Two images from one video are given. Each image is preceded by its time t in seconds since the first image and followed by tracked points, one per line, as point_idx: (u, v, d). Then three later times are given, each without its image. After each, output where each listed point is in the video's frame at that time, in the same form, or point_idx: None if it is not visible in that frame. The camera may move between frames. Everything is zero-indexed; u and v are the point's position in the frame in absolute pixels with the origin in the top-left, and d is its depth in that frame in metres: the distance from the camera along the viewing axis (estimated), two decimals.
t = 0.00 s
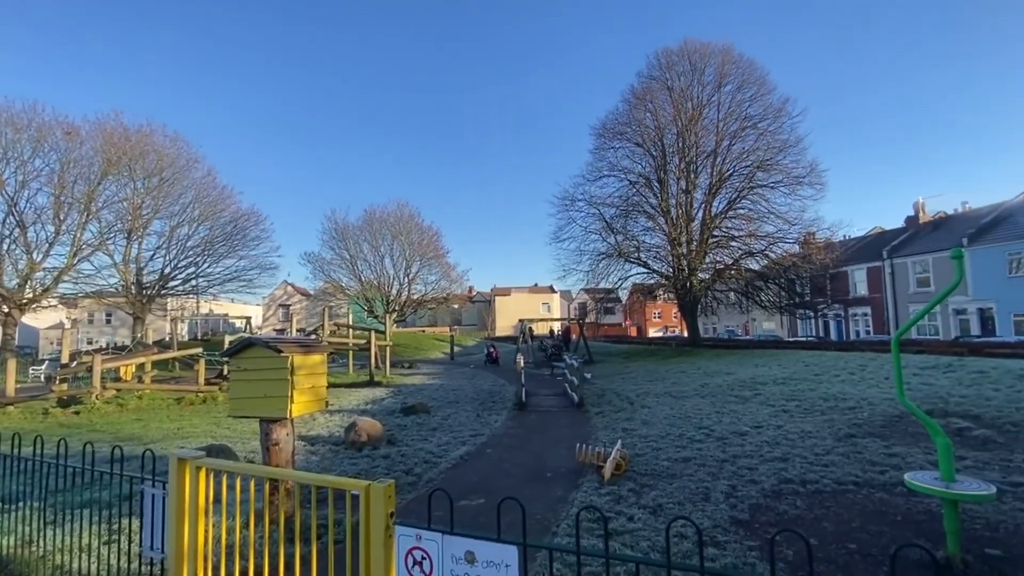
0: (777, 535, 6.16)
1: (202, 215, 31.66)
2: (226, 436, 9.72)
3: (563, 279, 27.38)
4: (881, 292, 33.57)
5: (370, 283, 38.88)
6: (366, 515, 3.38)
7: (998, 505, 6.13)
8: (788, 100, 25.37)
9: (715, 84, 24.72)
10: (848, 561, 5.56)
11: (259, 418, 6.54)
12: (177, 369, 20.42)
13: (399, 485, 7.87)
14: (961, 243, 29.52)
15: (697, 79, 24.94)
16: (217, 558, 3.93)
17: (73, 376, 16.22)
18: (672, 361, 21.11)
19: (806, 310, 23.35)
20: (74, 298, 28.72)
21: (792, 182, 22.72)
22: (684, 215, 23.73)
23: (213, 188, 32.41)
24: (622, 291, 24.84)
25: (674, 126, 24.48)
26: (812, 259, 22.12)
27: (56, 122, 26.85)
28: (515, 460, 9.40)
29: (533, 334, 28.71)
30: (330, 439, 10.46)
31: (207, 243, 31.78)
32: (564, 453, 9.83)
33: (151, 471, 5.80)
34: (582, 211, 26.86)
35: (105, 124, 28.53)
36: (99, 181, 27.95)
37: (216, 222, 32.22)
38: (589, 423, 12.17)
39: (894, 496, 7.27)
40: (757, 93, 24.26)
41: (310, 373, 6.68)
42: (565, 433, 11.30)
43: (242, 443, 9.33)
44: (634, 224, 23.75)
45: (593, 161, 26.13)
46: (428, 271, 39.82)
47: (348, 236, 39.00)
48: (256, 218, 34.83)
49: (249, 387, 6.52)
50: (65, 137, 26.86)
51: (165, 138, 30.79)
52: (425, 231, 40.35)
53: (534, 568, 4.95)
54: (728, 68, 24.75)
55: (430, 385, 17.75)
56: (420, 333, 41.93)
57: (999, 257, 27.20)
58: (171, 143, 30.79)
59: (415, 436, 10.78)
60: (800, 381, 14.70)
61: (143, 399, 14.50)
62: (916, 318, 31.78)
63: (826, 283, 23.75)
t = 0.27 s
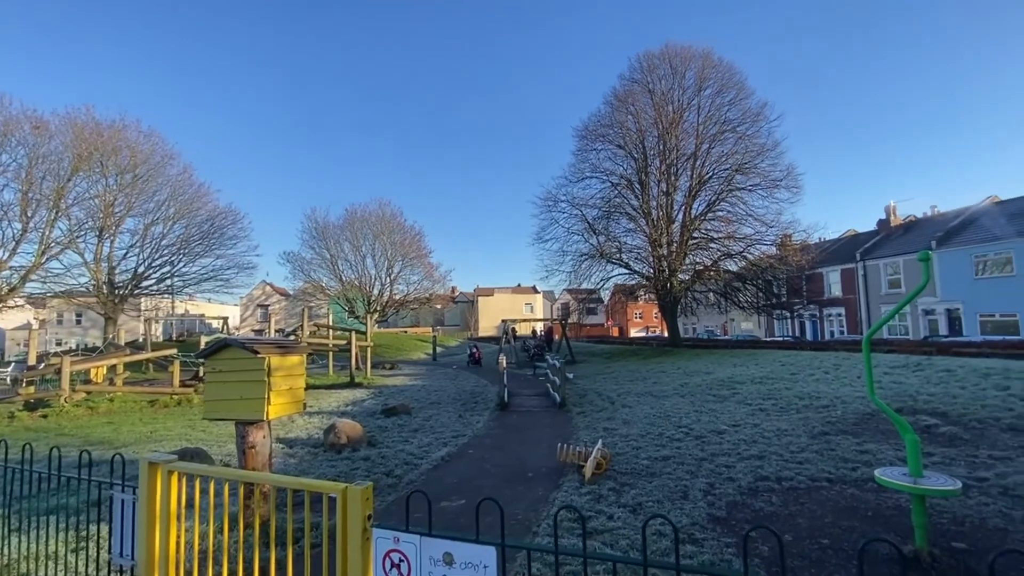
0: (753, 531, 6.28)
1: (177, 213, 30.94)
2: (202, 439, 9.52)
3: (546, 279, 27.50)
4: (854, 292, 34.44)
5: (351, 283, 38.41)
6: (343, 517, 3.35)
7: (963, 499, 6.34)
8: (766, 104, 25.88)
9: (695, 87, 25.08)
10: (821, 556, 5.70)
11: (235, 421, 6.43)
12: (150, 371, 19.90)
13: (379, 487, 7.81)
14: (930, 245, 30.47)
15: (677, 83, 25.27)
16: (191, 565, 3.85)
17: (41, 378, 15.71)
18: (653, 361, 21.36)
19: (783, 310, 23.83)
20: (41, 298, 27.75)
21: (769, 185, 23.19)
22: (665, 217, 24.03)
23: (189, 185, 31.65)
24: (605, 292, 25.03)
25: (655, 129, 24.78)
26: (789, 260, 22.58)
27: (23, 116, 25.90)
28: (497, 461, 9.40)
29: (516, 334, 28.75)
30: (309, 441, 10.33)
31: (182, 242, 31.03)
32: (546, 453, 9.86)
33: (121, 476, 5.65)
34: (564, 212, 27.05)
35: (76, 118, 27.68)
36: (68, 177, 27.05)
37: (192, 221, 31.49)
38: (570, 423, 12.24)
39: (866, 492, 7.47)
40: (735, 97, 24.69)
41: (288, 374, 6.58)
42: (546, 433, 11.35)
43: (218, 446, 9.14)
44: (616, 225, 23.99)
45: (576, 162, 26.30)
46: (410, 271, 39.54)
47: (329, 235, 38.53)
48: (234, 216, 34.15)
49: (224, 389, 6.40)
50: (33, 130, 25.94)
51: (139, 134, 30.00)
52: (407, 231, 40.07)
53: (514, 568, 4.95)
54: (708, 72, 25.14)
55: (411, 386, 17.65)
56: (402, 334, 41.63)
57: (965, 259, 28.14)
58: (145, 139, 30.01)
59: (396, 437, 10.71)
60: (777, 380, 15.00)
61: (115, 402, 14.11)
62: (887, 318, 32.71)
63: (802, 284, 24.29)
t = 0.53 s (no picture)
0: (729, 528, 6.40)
1: (152, 211, 30.13)
2: (176, 443, 9.31)
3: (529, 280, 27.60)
4: (829, 293, 35.25)
5: (332, 283, 37.98)
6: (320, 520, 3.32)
7: (931, 494, 6.55)
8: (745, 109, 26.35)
9: (676, 90, 25.40)
10: (795, 551, 5.83)
11: (210, 423, 6.31)
12: (123, 372, 19.38)
13: (359, 490, 7.74)
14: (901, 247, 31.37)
15: (659, 86, 25.56)
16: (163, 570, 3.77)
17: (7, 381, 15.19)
18: (635, 360, 21.57)
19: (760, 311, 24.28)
20: (9, 298, 26.86)
21: (748, 188, 23.60)
22: (646, 218, 24.30)
23: (164, 182, 30.82)
24: (587, 292, 25.20)
25: (637, 131, 25.04)
26: (767, 262, 23.02)
27: None
28: (478, 462, 9.39)
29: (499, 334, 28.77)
30: (287, 444, 10.18)
31: (157, 240, 30.25)
32: (528, 453, 9.89)
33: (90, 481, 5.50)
34: (547, 213, 27.17)
35: (44, 113, 26.96)
36: (36, 173, 26.38)
37: (167, 219, 30.69)
38: (552, 423, 12.30)
39: (838, 488, 7.67)
40: (715, 101, 25.08)
41: (265, 375, 6.49)
42: (528, 433, 11.38)
43: (193, 449, 8.96)
44: (599, 226, 24.18)
45: (559, 163, 26.42)
46: (392, 271, 39.23)
47: (309, 234, 38.03)
48: (212, 214, 33.27)
49: (199, 391, 6.28)
50: None
51: (112, 129, 29.20)
52: (389, 230, 39.77)
53: (494, 569, 4.96)
54: (689, 76, 25.48)
55: (393, 387, 17.53)
56: (384, 334, 41.31)
57: (934, 262, 29.05)
58: (119, 134, 29.19)
59: (377, 439, 10.63)
60: (754, 379, 15.28)
61: (85, 405, 13.72)
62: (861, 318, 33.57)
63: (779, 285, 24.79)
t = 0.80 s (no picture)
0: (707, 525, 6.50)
1: (125, 208, 29.29)
2: (150, 446, 9.10)
3: (511, 280, 27.64)
4: (806, 294, 36.04)
5: (312, 283, 37.49)
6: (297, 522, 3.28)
7: (900, 489, 6.76)
8: (725, 113, 26.80)
9: (658, 93, 25.71)
10: (770, 547, 5.96)
11: (185, 426, 6.19)
12: (95, 374, 18.88)
13: (339, 492, 7.67)
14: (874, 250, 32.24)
15: (641, 89, 25.83)
16: None
17: None
18: (616, 360, 21.77)
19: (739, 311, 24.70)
20: None
21: (727, 191, 23.98)
22: (628, 219, 24.55)
23: (138, 179, 29.99)
24: (570, 293, 25.34)
25: (619, 133, 25.28)
26: (745, 263, 23.43)
27: None
28: (460, 462, 9.38)
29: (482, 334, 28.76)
30: (266, 446, 10.03)
31: (130, 238, 29.47)
32: (510, 454, 9.91)
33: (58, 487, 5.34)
34: (531, 213, 27.27)
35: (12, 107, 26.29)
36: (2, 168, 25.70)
37: (142, 217, 29.87)
38: (535, 423, 12.34)
39: (812, 484, 7.86)
40: (696, 105, 25.44)
41: (243, 377, 6.38)
42: (511, 433, 11.40)
43: (168, 453, 8.76)
44: (582, 227, 24.35)
45: (542, 164, 26.51)
46: (374, 271, 38.87)
47: (289, 233, 37.49)
48: (188, 212, 32.38)
49: (174, 393, 6.16)
50: None
51: (83, 124, 28.43)
52: (371, 230, 39.41)
53: (474, 569, 4.97)
54: (671, 79, 25.81)
55: (375, 388, 17.39)
56: (366, 335, 40.93)
57: (905, 264, 29.92)
58: (90, 129, 28.38)
59: (357, 440, 10.53)
60: (733, 378, 15.56)
61: (54, 408, 13.33)
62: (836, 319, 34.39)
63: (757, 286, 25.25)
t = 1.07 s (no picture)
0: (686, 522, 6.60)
1: (98, 205, 28.46)
2: (122, 450, 8.87)
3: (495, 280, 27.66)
4: (783, 295, 36.78)
5: (292, 283, 36.96)
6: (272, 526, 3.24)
7: (872, 484, 6.96)
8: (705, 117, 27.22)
9: (640, 96, 25.99)
10: (747, 543, 6.08)
11: (158, 429, 6.05)
12: (64, 376, 18.33)
13: (318, 494, 7.58)
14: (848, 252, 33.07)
15: (624, 91, 26.07)
16: None
17: None
18: (598, 360, 21.92)
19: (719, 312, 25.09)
20: None
21: (707, 193, 24.34)
22: (611, 221, 24.76)
23: (112, 175, 29.21)
24: (553, 293, 25.45)
25: (602, 135, 25.49)
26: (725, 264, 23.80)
27: None
28: (442, 463, 9.35)
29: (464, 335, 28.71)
30: (243, 449, 9.86)
31: (103, 236, 28.65)
32: (492, 454, 9.91)
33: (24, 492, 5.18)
34: (514, 214, 27.35)
35: None
36: None
37: (115, 214, 29.06)
38: (517, 423, 12.37)
39: (788, 481, 8.04)
40: (677, 108, 25.78)
41: (219, 378, 6.26)
42: (493, 434, 11.40)
43: (141, 456, 8.56)
44: (565, 228, 24.49)
45: (525, 164, 26.57)
46: (356, 271, 38.47)
47: (269, 232, 36.90)
48: (164, 210, 31.61)
49: (147, 395, 6.02)
50: None
51: (54, 118, 27.63)
52: (353, 229, 39.02)
53: (454, 569, 4.98)
54: (653, 82, 26.10)
55: (355, 389, 17.22)
56: (347, 335, 40.50)
57: (878, 266, 30.76)
58: (61, 123, 27.62)
59: (337, 442, 10.42)
60: (712, 377, 15.80)
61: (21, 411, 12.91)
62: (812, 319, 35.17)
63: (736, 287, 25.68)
